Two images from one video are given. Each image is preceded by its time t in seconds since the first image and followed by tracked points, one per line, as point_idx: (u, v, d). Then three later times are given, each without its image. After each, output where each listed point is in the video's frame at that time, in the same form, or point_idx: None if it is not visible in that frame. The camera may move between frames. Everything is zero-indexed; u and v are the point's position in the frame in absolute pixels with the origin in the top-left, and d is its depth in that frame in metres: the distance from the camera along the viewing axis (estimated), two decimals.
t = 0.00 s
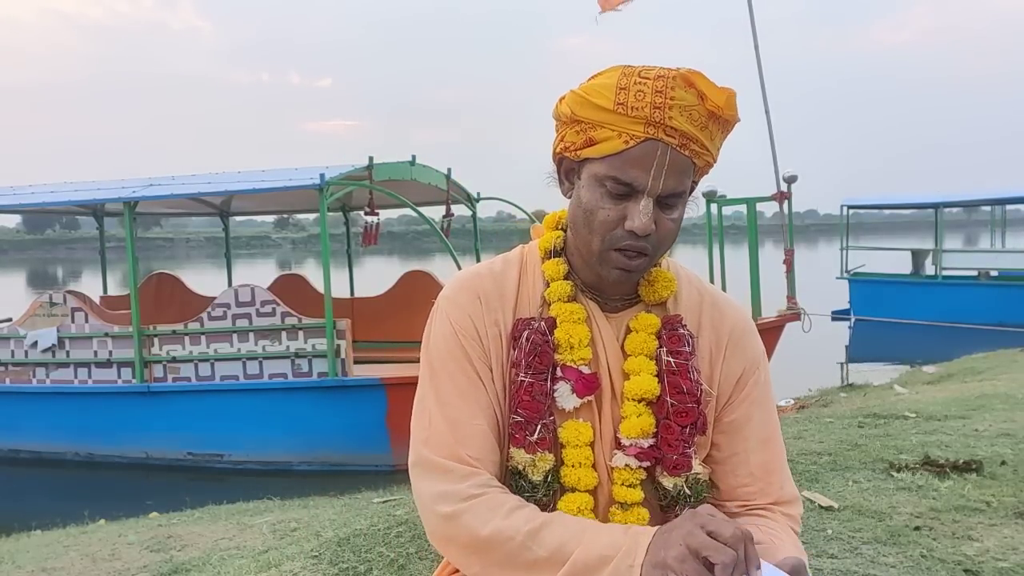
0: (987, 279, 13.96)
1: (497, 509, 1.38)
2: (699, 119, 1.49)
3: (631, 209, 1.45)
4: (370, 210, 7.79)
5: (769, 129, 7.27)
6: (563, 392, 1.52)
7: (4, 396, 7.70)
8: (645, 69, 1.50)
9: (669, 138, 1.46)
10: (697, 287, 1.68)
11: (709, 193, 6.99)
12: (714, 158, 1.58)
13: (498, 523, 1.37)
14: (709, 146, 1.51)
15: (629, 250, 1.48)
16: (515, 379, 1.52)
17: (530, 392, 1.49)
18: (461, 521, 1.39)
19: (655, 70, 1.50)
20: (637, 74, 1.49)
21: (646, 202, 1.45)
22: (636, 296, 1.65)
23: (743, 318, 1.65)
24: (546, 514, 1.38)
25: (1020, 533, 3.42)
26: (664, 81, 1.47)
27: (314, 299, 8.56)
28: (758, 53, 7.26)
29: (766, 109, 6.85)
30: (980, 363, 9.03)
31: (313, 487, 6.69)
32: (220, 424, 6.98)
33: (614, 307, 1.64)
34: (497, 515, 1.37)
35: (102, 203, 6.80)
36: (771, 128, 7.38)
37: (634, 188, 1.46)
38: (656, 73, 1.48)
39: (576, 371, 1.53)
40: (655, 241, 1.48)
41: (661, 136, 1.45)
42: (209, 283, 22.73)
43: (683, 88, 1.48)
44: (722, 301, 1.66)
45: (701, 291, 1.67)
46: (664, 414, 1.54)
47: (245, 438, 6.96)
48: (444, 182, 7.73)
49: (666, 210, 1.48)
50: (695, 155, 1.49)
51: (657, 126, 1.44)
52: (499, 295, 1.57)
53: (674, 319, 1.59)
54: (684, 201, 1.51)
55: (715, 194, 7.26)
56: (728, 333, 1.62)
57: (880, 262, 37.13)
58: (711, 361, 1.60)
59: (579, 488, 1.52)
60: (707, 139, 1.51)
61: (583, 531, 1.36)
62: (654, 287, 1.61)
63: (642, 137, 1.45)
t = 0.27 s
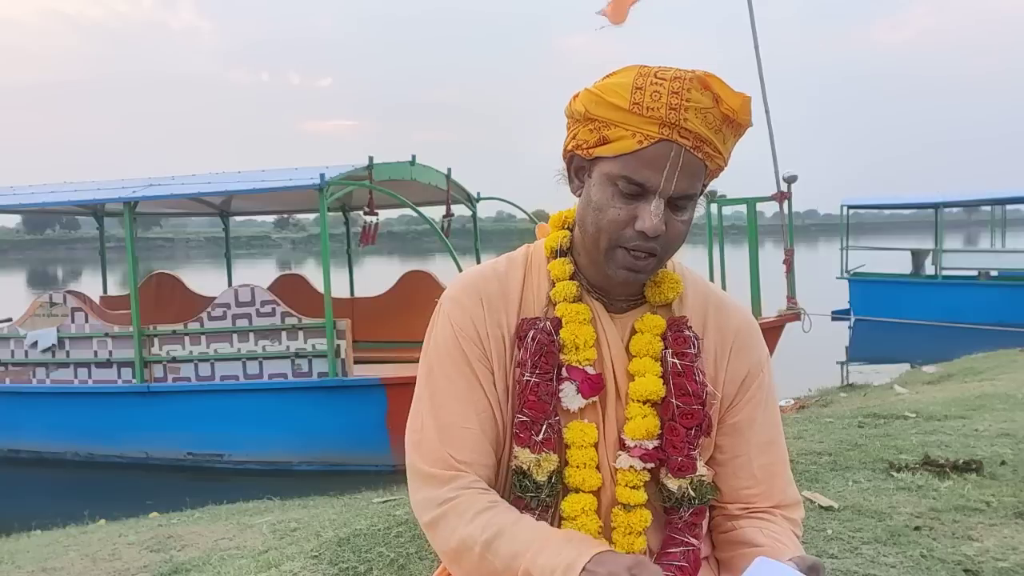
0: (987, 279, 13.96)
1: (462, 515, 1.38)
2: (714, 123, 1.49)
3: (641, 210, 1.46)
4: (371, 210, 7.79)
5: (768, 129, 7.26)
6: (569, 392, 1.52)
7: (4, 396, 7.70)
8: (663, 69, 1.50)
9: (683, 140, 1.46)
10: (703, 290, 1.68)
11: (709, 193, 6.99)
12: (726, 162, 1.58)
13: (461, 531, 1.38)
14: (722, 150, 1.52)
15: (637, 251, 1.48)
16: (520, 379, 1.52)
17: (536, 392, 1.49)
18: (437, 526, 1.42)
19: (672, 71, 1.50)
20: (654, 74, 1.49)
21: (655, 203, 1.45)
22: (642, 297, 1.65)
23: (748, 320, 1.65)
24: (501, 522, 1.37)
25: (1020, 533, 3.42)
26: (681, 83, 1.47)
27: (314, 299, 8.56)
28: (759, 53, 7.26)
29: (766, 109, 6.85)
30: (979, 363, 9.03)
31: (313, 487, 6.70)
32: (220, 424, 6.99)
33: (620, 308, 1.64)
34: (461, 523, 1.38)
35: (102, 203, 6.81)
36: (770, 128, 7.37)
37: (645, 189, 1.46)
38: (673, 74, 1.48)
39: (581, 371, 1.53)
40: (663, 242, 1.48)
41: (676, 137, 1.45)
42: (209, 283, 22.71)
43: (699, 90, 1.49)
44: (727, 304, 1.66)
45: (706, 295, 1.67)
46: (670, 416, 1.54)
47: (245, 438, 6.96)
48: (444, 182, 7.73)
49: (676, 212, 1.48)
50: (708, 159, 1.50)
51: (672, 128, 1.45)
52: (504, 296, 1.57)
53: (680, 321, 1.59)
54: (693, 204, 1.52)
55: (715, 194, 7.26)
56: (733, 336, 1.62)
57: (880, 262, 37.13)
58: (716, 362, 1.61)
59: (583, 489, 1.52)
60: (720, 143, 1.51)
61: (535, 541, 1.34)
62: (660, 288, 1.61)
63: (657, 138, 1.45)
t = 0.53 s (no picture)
0: (987, 278, 13.96)
1: (448, 531, 1.38)
2: (716, 120, 1.49)
3: (643, 205, 1.45)
4: (371, 210, 7.79)
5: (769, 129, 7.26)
6: (569, 391, 1.52)
7: (4, 396, 7.70)
8: (666, 67, 1.50)
9: (686, 136, 1.46)
10: (703, 290, 1.68)
11: (710, 193, 6.99)
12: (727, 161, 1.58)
13: (444, 547, 1.37)
14: (724, 148, 1.52)
15: (638, 247, 1.47)
16: (520, 378, 1.52)
17: (536, 391, 1.49)
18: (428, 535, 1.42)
19: (675, 68, 1.50)
20: (658, 71, 1.49)
21: (658, 199, 1.45)
22: (641, 296, 1.65)
23: (748, 320, 1.65)
24: (479, 545, 1.34)
25: (1020, 533, 3.42)
26: (685, 80, 1.48)
27: (314, 299, 8.55)
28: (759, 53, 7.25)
29: (766, 109, 6.84)
30: (980, 363, 9.03)
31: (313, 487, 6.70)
32: (220, 425, 6.99)
33: (619, 307, 1.64)
34: (445, 538, 1.38)
35: (102, 203, 6.80)
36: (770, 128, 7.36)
37: (647, 185, 1.46)
38: (677, 71, 1.49)
39: (581, 370, 1.54)
40: (664, 239, 1.47)
41: (679, 133, 1.46)
42: (209, 283, 22.70)
43: (702, 87, 1.49)
44: (727, 304, 1.66)
45: (706, 295, 1.67)
46: (669, 415, 1.54)
47: (244, 438, 6.96)
48: (444, 182, 7.73)
49: (677, 208, 1.48)
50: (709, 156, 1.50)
51: (675, 124, 1.45)
52: (503, 295, 1.57)
53: (679, 320, 1.59)
54: (694, 202, 1.52)
55: (715, 194, 7.26)
56: (733, 335, 1.63)
57: (880, 262, 37.14)
58: (716, 361, 1.61)
59: (583, 488, 1.52)
60: (722, 141, 1.52)
61: (507, 568, 1.30)
62: (660, 287, 1.61)
63: (660, 134, 1.46)
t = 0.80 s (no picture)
0: (987, 278, 13.96)
1: (459, 531, 1.38)
2: (710, 118, 1.50)
3: (638, 203, 1.45)
4: (371, 210, 7.79)
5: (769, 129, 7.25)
6: (566, 391, 1.52)
7: (4, 396, 7.70)
8: (660, 65, 1.51)
9: (680, 134, 1.46)
10: (700, 288, 1.68)
11: (710, 193, 6.98)
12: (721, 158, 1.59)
13: (456, 547, 1.38)
14: (718, 146, 1.52)
15: (634, 246, 1.47)
16: (517, 379, 1.52)
17: (534, 391, 1.49)
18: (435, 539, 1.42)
19: (669, 67, 1.51)
20: (652, 69, 1.49)
21: (653, 197, 1.45)
22: (638, 295, 1.65)
23: (745, 317, 1.65)
24: (493, 541, 1.36)
25: (1020, 533, 3.42)
26: (678, 78, 1.48)
27: (314, 299, 8.55)
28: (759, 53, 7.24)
29: (767, 109, 6.84)
30: (980, 363, 9.02)
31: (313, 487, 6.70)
32: (220, 425, 6.99)
33: (615, 307, 1.64)
34: (456, 539, 1.39)
35: (102, 203, 6.80)
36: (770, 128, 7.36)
37: (642, 183, 1.46)
38: (670, 70, 1.49)
39: (579, 370, 1.54)
40: (659, 237, 1.47)
41: (673, 131, 1.46)
42: (209, 283, 22.68)
43: (696, 85, 1.49)
44: (725, 301, 1.66)
45: (704, 293, 1.67)
46: (667, 413, 1.54)
47: (244, 438, 6.96)
48: (444, 182, 7.73)
49: (672, 206, 1.48)
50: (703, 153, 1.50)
51: (669, 122, 1.45)
52: (500, 296, 1.57)
53: (676, 318, 1.59)
54: (689, 200, 1.52)
55: (715, 194, 7.26)
56: (731, 333, 1.63)
57: (880, 262, 37.14)
58: (713, 359, 1.61)
59: (582, 488, 1.52)
60: (716, 138, 1.52)
61: (524, 562, 1.33)
62: (656, 286, 1.62)
63: (654, 132, 1.46)
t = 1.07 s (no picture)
0: (987, 279, 13.96)
1: (483, 500, 1.39)
2: (706, 117, 1.50)
3: (637, 204, 1.45)
4: (370, 210, 7.78)
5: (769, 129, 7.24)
6: (562, 392, 1.52)
7: (5, 396, 7.70)
8: (655, 66, 1.51)
9: (677, 134, 1.46)
10: (699, 288, 1.68)
11: (710, 193, 6.98)
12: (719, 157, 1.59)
13: (482, 514, 1.38)
14: (715, 145, 1.52)
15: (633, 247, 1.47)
16: (514, 380, 1.52)
17: (529, 393, 1.49)
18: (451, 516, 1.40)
19: (664, 67, 1.51)
20: (647, 70, 1.49)
21: (651, 197, 1.45)
22: (637, 295, 1.65)
23: (744, 317, 1.65)
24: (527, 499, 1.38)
25: (1020, 533, 3.42)
26: (674, 78, 1.48)
27: (314, 299, 8.55)
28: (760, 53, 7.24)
29: (767, 109, 6.83)
30: (980, 363, 9.02)
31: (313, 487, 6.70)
32: (220, 425, 6.98)
33: (614, 307, 1.64)
34: (480, 508, 1.38)
35: (101, 203, 6.80)
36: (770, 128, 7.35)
37: (640, 184, 1.46)
38: (665, 70, 1.49)
39: (575, 370, 1.53)
40: (658, 237, 1.47)
41: (670, 131, 1.46)
42: (209, 283, 22.68)
43: (692, 85, 1.49)
44: (724, 302, 1.66)
45: (703, 293, 1.67)
46: (664, 414, 1.54)
47: (244, 438, 6.96)
48: (444, 182, 7.72)
49: (670, 205, 1.48)
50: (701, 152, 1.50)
51: (666, 122, 1.45)
52: (498, 296, 1.57)
53: (674, 318, 1.59)
54: (687, 199, 1.52)
55: (715, 194, 7.25)
56: (729, 333, 1.62)
57: (880, 262, 37.14)
58: (711, 359, 1.61)
59: (579, 488, 1.52)
60: (713, 137, 1.52)
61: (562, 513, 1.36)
62: (654, 286, 1.62)
63: (651, 132, 1.46)
